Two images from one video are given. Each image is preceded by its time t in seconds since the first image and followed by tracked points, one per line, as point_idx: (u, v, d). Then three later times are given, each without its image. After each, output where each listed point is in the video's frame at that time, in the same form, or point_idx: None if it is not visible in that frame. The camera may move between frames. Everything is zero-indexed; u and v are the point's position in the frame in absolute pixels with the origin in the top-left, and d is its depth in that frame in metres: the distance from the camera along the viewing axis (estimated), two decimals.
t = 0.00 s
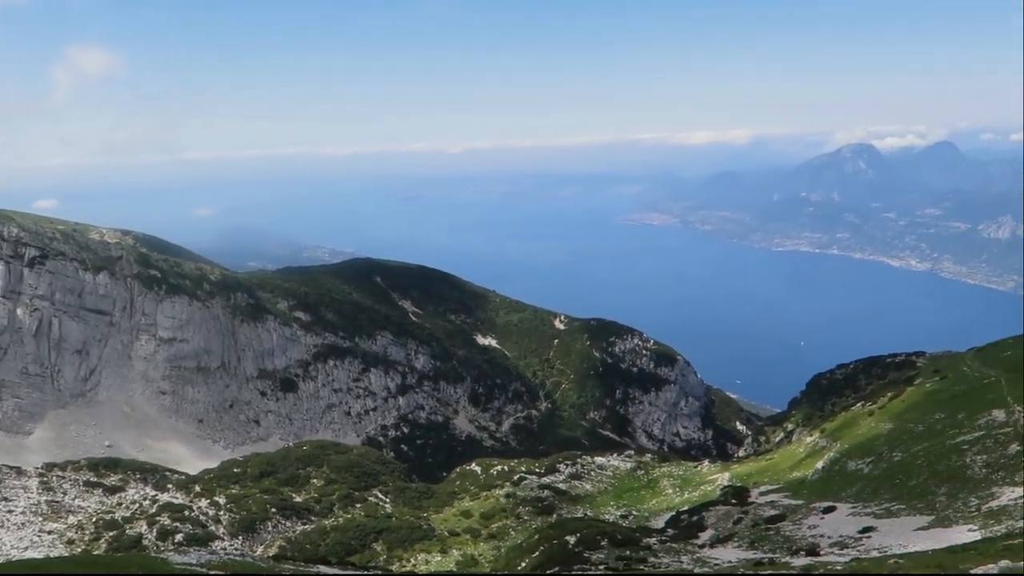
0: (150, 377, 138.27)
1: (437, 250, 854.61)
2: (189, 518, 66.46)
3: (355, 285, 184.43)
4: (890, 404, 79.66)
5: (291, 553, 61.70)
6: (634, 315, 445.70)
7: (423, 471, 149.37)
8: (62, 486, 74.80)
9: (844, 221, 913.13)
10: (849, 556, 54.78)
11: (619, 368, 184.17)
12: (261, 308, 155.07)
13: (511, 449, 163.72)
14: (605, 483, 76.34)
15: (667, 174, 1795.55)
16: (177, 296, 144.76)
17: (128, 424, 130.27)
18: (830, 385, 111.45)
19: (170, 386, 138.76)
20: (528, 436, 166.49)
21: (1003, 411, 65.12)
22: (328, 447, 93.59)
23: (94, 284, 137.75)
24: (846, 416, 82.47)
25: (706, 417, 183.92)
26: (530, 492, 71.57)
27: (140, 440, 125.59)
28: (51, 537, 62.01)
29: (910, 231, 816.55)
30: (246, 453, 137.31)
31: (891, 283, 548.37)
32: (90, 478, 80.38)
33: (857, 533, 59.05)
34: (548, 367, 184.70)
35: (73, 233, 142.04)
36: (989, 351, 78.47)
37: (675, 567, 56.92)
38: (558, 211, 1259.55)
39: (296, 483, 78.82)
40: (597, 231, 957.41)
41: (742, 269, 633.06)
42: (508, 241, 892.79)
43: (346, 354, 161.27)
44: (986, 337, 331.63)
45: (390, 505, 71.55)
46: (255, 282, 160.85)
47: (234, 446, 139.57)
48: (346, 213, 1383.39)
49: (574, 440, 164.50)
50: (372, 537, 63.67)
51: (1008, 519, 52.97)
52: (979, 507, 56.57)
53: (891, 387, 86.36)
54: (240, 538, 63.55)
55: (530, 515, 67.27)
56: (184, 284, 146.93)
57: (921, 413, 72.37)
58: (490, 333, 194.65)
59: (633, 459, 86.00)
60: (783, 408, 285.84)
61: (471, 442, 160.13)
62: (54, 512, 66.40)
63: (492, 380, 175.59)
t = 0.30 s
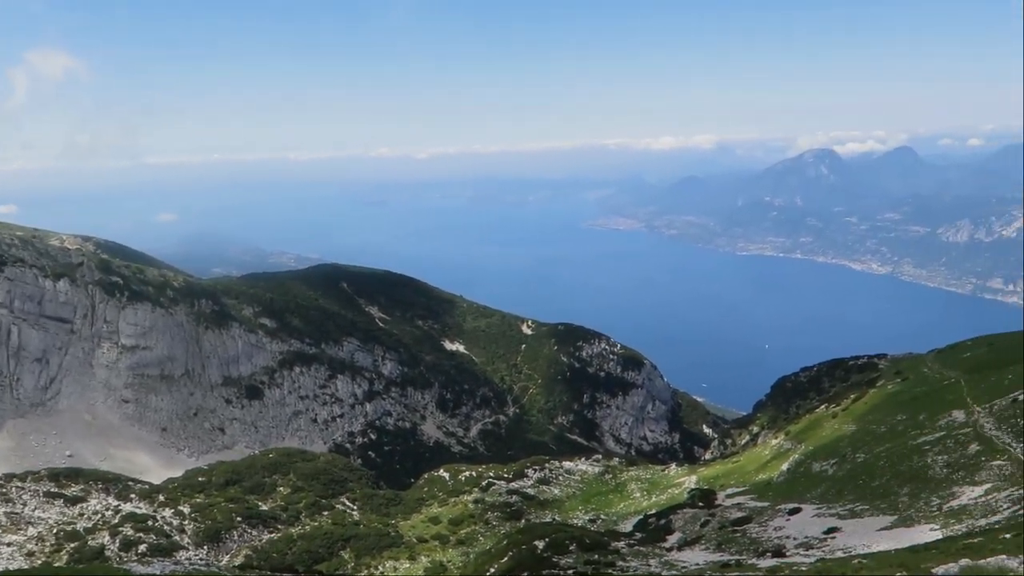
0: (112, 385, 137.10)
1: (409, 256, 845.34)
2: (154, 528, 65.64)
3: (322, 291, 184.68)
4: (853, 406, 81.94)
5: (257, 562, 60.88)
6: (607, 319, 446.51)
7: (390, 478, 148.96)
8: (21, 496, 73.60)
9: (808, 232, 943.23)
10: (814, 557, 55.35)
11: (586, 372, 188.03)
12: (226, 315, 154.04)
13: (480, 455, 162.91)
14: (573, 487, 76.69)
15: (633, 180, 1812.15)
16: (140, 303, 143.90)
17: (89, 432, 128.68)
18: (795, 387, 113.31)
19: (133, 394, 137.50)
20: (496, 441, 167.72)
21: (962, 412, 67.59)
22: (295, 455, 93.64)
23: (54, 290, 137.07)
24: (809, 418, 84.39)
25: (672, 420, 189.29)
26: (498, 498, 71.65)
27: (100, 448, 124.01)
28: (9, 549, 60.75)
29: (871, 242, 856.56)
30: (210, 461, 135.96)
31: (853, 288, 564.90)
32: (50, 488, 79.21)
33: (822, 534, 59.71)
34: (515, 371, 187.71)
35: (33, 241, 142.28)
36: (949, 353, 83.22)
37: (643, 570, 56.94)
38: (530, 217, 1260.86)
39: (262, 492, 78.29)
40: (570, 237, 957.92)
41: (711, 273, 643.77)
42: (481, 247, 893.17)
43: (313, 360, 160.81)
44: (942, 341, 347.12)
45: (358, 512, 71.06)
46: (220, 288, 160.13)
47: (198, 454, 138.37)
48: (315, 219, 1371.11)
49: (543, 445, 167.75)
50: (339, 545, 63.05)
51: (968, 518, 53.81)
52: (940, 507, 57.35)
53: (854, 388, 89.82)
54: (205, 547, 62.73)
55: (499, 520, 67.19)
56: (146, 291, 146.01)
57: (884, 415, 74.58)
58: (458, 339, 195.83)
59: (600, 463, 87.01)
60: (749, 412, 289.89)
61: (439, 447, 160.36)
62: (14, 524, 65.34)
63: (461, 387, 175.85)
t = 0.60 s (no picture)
0: (73, 394, 139.52)
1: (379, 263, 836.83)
2: (117, 539, 64.75)
3: (287, 296, 184.68)
4: (817, 407, 83.80)
5: (223, 570, 59.95)
6: (578, 327, 450.65)
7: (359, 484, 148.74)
8: None
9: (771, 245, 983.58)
10: (780, 557, 56.10)
11: (554, 377, 192.54)
12: (191, 321, 156.74)
13: (447, 458, 165.13)
14: (543, 491, 76.94)
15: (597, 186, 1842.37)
16: (101, 310, 146.50)
17: (49, 441, 130.80)
18: (761, 391, 115.30)
19: (94, 402, 139.98)
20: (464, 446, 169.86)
21: (923, 412, 69.47)
22: (261, 462, 93.13)
23: (14, 298, 139.88)
24: (776, 421, 85.98)
25: (639, 423, 195.73)
26: (468, 503, 71.39)
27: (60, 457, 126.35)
28: None
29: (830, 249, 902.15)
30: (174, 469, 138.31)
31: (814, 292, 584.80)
32: (8, 499, 77.85)
33: (788, 534, 60.30)
34: (484, 377, 190.20)
35: None
36: (910, 355, 87.07)
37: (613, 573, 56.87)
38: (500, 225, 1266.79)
39: (229, 500, 77.69)
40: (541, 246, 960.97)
41: (678, 279, 656.42)
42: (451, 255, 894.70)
43: (279, 366, 163.74)
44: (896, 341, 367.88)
45: (327, 520, 70.36)
46: (184, 294, 162.82)
47: (162, 462, 140.51)
48: (281, 225, 1358.56)
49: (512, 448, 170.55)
50: (308, 552, 61.98)
51: (929, 517, 54.81)
52: (903, 506, 58.24)
53: (818, 389, 91.85)
54: (170, 557, 61.90)
55: (469, 525, 66.91)
56: (107, 297, 148.56)
57: (847, 416, 76.28)
58: (426, 345, 197.55)
59: (568, 467, 87.95)
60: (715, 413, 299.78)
61: (408, 453, 162.93)
62: None
63: (428, 393, 178.02)
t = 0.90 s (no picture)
0: (35, 402, 150.85)
1: (346, 268, 830.01)
2: (78, 549, 63.90)
3: (254, 303, 203.83)
4: (782, 409, 85.59)
5: None
6: (550, 333, 456.85)
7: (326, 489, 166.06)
8: None
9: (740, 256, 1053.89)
10: (745, 558, 56.71)
11: (521, 380, 215.28)
12: (154, 329, 168.66)
13: (415, 464, 183.02)
14: (510, 496, 77.47)
15: (561, 194, 1869.82)
16: (63, 316, 156.53)
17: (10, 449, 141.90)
18: (727, 392, 118.11)
19: (56, 410, 151.80)
20: (432, 451, 189.41)
21: (885, 413, 71.25)
22: (226, 470, 93.00)
23: None
24: (741, 423, 87.76)
25: (607, 427, 216.96)
26: (436, 508, 71.42)
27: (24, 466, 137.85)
28: None
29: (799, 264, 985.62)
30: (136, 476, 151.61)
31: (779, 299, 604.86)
32: None
33: (753, 535, 60.89)
34: (453, 381, 211.83)
35: None
36: (872, 356, 90.12)
37: None
38: (471, 232, 1271.77)
39: (193, 508, 76.94)
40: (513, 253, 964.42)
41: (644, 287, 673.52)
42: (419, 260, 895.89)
43: (245, 372, 178.32)
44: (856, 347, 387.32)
45: (293, 526, 69.61)
46: (146, 300, 173.82)
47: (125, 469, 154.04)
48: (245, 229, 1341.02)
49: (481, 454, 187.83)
50: (273, 560, 61.15)
51: (891, 515, 55.47)
52: (865, 506, 59.01)
53: (783, 392, 93.59)
54: (133, 567, 61.10)
55: (437, 531, 66.63)
56: (68, 304, 158.39)
57: (810, 417, 78.20)
58: (394, 347, 219.14)
59: (537, 471, 88.92)
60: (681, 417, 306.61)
61: (375, 458, 180.03)
62: None
63: (396, 398, 196.09)
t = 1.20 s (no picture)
0: None
1: (313, 273, 823.99)
2: (37, 560, 63.20)
3: (217, 305, 213.18)
4: (748, 412, 87.00)
5: None
6: (521, 338, 459.59)
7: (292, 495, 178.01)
8: None
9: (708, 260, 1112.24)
10: (712, 560, 57.22)
11: (491, 384, 232.95)
12: (117, 335, 179.43)
13: (385, 468, 199.86)
14: (478, 501, 77.98)
15: (529, 201, 1888.81)
16: (25, 322, 166.08)
17: None
18: (694, 395, 121.09)
19: (16, 418, 161.81)
20: (400, 456, 203.79)
21: (849, 415, 72.51)
22: (191, 477, 92.64)
23: None
24: (708, 426, 89.06)
25: (576, 430, 236.27)
26: (404, 513, 71.40)
27: None
28: None
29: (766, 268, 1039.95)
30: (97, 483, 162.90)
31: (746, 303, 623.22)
32: None
33: (720, 536, 61.35)
34: (421, 386, 227.36)
35: None
36: (836, 359, 92.20)
37: None
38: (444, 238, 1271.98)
39: (157, 517, 76.36)
40: (484, 258, 967.88)
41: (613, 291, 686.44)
42: (388, 265, 895.12)
43: (210, 378, 189.78)
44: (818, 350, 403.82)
45: (259, 534, 68.95)
46: (110, 308, 184.73)
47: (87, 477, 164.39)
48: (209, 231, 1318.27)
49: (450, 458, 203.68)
50: (238, 567, 60.19)
51: (854, 516, 56.13)
52: (829, 506, 59.70)
53: (749, 394, 95.14)
54: None
55: (405, 536, 66.43)
56: (30, 311, 167.90)
57: (776, 420, 79.39)
58: (361, 353, 231.99)
59: (505, 476, 89.81)
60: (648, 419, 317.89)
61: (343, 464, 192.57)
62: None
63: (365, 404, 209.35)
